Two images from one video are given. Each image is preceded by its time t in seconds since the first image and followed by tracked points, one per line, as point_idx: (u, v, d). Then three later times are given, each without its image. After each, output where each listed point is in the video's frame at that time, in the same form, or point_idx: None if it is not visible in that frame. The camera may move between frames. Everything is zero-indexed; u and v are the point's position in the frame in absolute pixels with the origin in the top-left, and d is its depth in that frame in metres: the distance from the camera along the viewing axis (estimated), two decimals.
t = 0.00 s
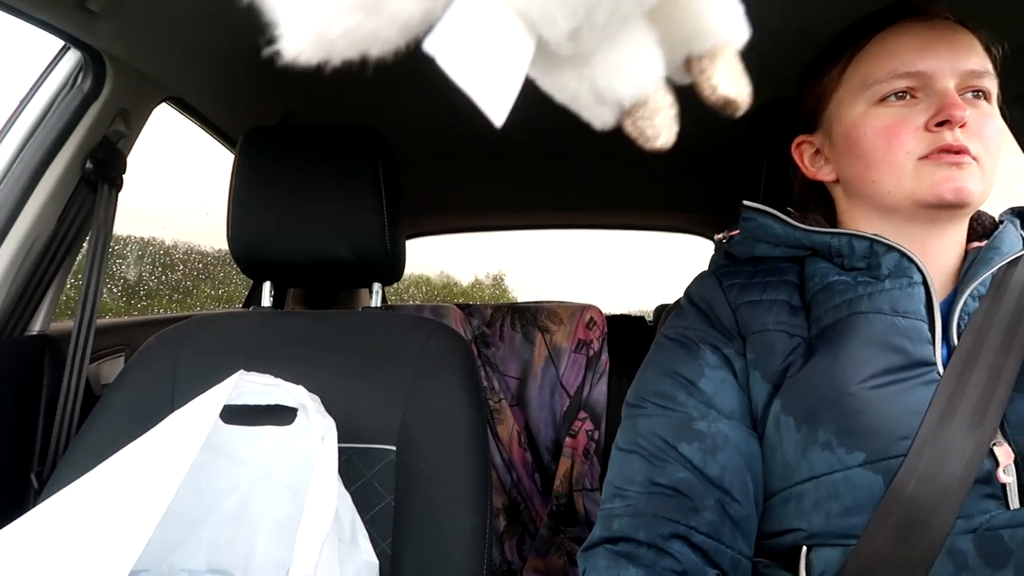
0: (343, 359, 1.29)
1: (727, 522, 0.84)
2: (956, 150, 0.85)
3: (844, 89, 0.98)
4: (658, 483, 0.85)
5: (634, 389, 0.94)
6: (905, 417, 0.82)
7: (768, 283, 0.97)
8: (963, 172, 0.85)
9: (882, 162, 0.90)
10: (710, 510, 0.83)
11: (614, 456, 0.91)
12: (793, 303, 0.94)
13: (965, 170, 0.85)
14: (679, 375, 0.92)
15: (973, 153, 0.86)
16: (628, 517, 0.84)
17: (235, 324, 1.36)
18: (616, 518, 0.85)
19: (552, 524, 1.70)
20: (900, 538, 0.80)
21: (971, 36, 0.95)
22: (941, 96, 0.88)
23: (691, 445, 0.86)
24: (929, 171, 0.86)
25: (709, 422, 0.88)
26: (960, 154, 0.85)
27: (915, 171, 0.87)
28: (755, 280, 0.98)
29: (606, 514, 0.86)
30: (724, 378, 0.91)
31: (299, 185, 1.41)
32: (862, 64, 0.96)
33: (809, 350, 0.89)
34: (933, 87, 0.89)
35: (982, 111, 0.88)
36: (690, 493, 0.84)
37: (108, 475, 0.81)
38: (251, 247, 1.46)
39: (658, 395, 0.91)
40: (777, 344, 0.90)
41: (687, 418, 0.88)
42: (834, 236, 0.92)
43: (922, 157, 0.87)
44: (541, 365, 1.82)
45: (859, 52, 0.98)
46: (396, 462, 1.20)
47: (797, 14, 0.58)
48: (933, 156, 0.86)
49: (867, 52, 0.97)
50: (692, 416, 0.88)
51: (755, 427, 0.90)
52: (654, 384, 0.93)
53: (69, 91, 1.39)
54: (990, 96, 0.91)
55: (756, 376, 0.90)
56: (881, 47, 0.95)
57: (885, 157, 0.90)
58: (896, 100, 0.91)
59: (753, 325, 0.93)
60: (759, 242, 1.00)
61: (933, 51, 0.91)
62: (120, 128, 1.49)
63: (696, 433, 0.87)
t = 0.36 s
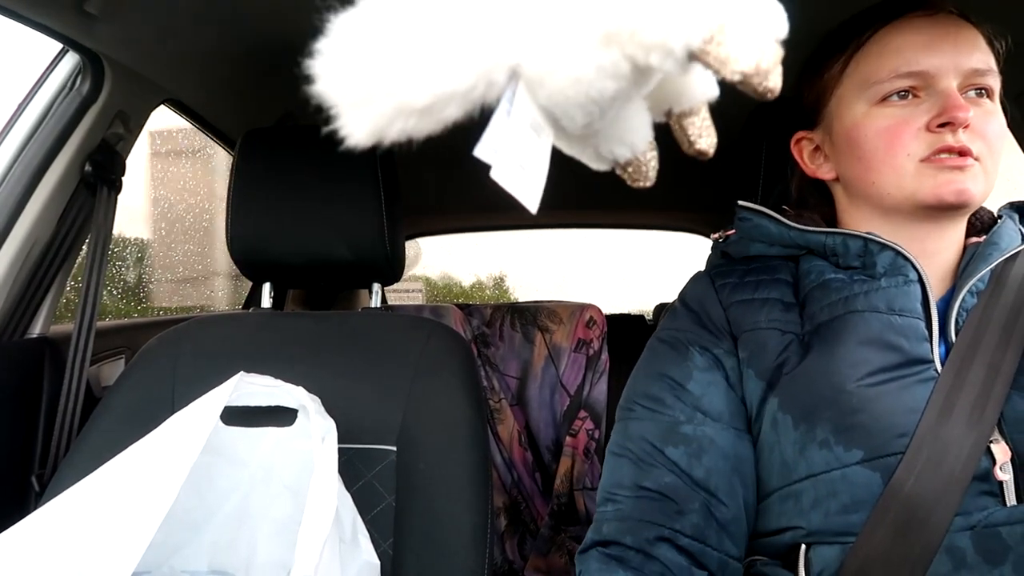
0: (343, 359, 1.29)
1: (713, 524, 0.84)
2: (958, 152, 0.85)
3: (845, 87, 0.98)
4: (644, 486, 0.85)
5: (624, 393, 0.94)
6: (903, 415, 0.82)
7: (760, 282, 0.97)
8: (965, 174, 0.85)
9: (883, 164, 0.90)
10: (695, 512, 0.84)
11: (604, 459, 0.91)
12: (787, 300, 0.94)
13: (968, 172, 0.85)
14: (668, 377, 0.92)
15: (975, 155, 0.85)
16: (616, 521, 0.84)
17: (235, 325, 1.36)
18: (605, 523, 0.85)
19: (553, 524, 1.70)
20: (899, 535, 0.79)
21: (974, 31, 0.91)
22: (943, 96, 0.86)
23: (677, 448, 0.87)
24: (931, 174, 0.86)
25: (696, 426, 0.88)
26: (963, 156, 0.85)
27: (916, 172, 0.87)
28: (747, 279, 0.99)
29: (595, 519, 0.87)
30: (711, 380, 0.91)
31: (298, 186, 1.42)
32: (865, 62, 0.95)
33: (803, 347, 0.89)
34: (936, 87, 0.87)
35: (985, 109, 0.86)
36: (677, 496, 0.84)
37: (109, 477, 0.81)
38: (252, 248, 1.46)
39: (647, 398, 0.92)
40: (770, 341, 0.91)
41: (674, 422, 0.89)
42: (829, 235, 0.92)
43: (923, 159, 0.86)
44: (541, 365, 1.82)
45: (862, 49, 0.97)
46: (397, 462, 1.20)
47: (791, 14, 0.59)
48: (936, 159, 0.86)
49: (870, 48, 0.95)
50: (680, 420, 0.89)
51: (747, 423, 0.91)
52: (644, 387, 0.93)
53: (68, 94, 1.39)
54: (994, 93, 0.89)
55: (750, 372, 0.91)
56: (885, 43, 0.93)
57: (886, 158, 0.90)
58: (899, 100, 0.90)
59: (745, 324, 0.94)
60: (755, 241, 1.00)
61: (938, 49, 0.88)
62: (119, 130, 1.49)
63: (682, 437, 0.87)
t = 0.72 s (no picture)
0: (343, 364, 1.29)
1: (716, 530, 0.84)
2: (962, 157, 0.85)
3: (850, 88, 0.98)
4: (647, 494, 0.85)
5: (626, 398, 0.95)
6: (903, 418, 0.82)
7: (760, 286, 0.97)
8: (968, 180, 0.85)
9: (886, 167, 0.90)
10: (699, 519, 0.84)
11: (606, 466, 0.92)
12: (786, 304, 0.94)
13: (971, 179, 0.85)
14: (668, 382, 0.92)
15: (978, 160, 0.85)
16: (619, 529, 0.84)
17: (235, 330, 1.36)
18: (608, 531, 0.85)
19: (553, 528, 1.70)
20: (900, 539, 0.78)
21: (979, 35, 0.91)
22: (948, 100, 0.86)
23: (679, 455, 0.87)
24: (933, 180, 0.86)
25: (698, 432, 0.88)
26: (966, 162, 0.85)
27: (920, 178, 0.87)
28: (747, 284, 0.98)
29: (598, 527, 0.87)
30: (713, 386, 0.91)
31: (297, 191, 1.42)
32: (872, 62, 0.95)
33: (803, 352, 0.89)
34: (941, 90, 0.87)
35: (989, 113, 0.86)
36: (679, 503, 0.84)
37: (107, 484, 0.80)
38: (251, 253, 1.46)
39: (649, 404, 0.92)
40: (771, 347, 0.91)
41: (676, 428, 0.89)
42: (828, 239, 0.92)
43: (927, 163, 0.86)
44: (541, 368, 1.82)
45: (869, 49, 0.97)
46: (397, 466, 1.20)
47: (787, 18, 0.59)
48: (939, 163, 0.86)
49: (876, 49, 0.96)
50: (681, 426, 0.89)
51: (749, 428, 0.90)
52: (646, 393, 0.93)
53: (67, 100, 1.40)
54: (998, 97, 0.89)
55: (750, 378, 0.91)
56: (892, 44, 0.93)
57: (890, 163, 0.90)
58: (904, 103, 0.90)
59: (745, 329, 0.94)
60: (754, 245, 1.00)
61: (944, 50, 0.89)
62: (118, 135, 1.49)
63: (685, 443, 0.87)
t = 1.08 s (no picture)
0: (342, 363, 1.29)
1: (717, 531, 0.84)
2: (960, 159, 0.84)
3: (845, 92, 0.97)
4: (648, 494, 0.85)
5: (627, 398, 0.94)
6: (902, 419, 0.82)
7: (762, 287, 0.97)
8: (966, 178, 0.85)
9: (885, 171, 0.90)
10: (700, 520, 0.84)
11: (607, 466, 0.91)
12: (787, 306, 0.94)
13: (969, 177, 0.85)
14: (670, 383, 0.92)
15: (976, 160, 0.85)
16: (620, 529, 0.84)
17: (234, 329, 1.36)
18: (609, 531, 0.85)
19: (553, 527, 1.70)
20: (900, 540, 0.78)
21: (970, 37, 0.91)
22: (944, 103, 0.85)
23: (680, 456, 0.87)
24: (933, 179, 0.86)
25: (700, 433, 0.88)
26: (964, 162, 0.84)
27: (919, 180, 0.87)
28: (749, 284, 0.98)
29: (599, 527, 0.86)
30: (715, 386, 0.91)
31: (297, 190, 1.42)
32: (866, 68, 0.95)
33: (804, 354, 0.89)
34: (936, 93, 0.86)
35: (983, 115, 0.86)
36: (680, 504, 0.84)
37: (105, 484, 0.80)
38: (250, 252, 1.46)
39: (650, 404, 0.92)
40: (772, 348, 0.91)
41: (677, 429, 0.88)
42: (828, 240, 0.92)
43: (926, 166, 0.86)
44: (541, 368, 1.82)
45: (862, 54, 0.97)
46: (396, 466, 1.20)
47: (786, 20, 0.59)
48: (936, 165, 0.85)
49: (870, 55, 0.95)
50: (682, 427, 0.88)
51: (750, 429, 0.90)
52: (647, 393, 0.93)
53: (66, 99, 1.39)
54: (991, 98, 0.88)
55: (752, 379, 0.91)
56: (886, 49, 0.93)
57: (888, 166, 0.89)
58: (900, 107, 0.90)
59: (747, 330, 0.94)
60: (756, 245, 1.00)
61: (936, 55, 0.88)
62: (118, 135, 1.48)
63: (686, 444, 0.87)
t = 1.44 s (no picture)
0: (343, 362, 1.29)
1: (720, 531, 0.84)
2: (966, 164, 0.84)
3: (852, 92, 0.97)
4: (651, 494, 0.85)
5: (630, 397, 0.94)
6: (905, 420, 0.82)
7: (766, 288, 0.97)
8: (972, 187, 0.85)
9: (891, 173, 0.90)
10: (703, 521, 0.83)
11: (610, 465, 0.91)
12: (792, 307, 0.94)
13: (974, 184, 0.85)
14: (674, 383, 0.92)
15: (981, 166, 0.85)
16: (623, 529, 0.84)
17: (234, 328, 1.36)
18: (612, 530, 0.85)
19: (553, 527, 1.70)
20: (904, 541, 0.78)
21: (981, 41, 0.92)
22: (952, 106, 0.86)
23: (684, 455, 0.86)
24: (938, 186, 0.86)
25: (704, 433, 0.88)
26: (970, 169, 0.85)
27: (924, 183, 0.87)
28: (753, 284, 0.98)
29: (602, 527, 0.86)
30: (719, 387, 0.91)
31: (297, 189, 1.41)
32: (874, 67, 0.95)
33: (808, 355, 0.89)
34: (945, 96, 0.87)
35: (989, 119, 0.87)
36: (684, 504, 0.84)
37: (107, 481, 0.80)
38: (250, 251, 1.46)
39: (654, 403, 0.91)
40: (776, 348, 0.90)
41: (681, 429, 0.88)
42: (832, 239, 0.92)
43: (931, 169, 0.86)
44: (541, 367, 1.82)
45: (870, 52, 0.96)
46: (396, 465, 1.19)
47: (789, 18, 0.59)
48: (943, 169, 0.86)
49: (880, 53, 0.95)
50: (686, 427, 0.88)
51: (754, 430, 0.90)
52: (650, 392, 0.93)
53: (67, 96, 1.39)
54: (996, 102, 0.89)
55: (756, 379, 0.90)
56: (897, 48, 0.93)
57: (894, 168, 0.89)
58: (907, 108, 0.89)
59: (751, 329, 0.93)
60: (759, 245, 1.00)
61: (947, 56, 0.89)
62: (119, 133, 1.49)
63: (690, 444, 0.87)
